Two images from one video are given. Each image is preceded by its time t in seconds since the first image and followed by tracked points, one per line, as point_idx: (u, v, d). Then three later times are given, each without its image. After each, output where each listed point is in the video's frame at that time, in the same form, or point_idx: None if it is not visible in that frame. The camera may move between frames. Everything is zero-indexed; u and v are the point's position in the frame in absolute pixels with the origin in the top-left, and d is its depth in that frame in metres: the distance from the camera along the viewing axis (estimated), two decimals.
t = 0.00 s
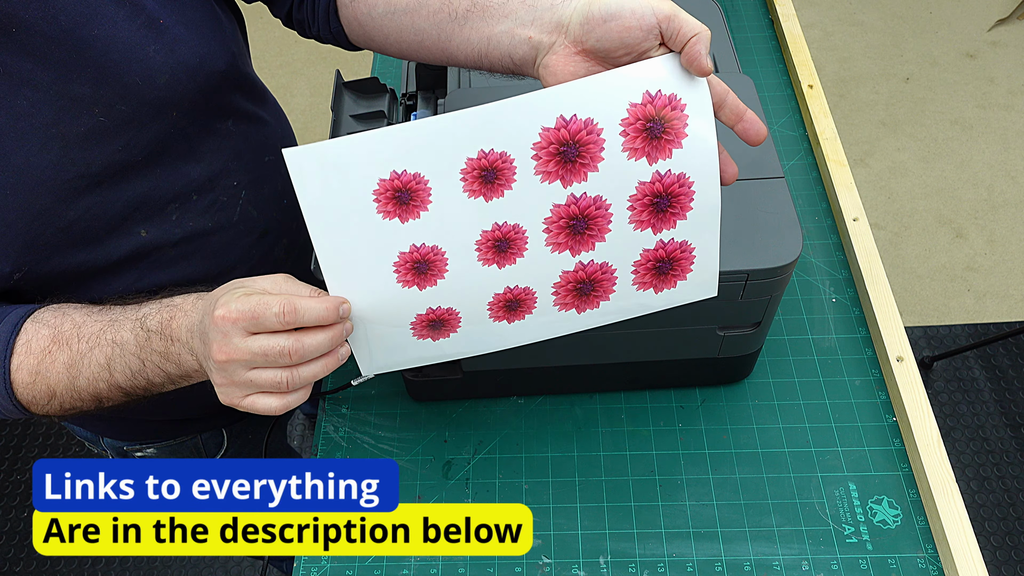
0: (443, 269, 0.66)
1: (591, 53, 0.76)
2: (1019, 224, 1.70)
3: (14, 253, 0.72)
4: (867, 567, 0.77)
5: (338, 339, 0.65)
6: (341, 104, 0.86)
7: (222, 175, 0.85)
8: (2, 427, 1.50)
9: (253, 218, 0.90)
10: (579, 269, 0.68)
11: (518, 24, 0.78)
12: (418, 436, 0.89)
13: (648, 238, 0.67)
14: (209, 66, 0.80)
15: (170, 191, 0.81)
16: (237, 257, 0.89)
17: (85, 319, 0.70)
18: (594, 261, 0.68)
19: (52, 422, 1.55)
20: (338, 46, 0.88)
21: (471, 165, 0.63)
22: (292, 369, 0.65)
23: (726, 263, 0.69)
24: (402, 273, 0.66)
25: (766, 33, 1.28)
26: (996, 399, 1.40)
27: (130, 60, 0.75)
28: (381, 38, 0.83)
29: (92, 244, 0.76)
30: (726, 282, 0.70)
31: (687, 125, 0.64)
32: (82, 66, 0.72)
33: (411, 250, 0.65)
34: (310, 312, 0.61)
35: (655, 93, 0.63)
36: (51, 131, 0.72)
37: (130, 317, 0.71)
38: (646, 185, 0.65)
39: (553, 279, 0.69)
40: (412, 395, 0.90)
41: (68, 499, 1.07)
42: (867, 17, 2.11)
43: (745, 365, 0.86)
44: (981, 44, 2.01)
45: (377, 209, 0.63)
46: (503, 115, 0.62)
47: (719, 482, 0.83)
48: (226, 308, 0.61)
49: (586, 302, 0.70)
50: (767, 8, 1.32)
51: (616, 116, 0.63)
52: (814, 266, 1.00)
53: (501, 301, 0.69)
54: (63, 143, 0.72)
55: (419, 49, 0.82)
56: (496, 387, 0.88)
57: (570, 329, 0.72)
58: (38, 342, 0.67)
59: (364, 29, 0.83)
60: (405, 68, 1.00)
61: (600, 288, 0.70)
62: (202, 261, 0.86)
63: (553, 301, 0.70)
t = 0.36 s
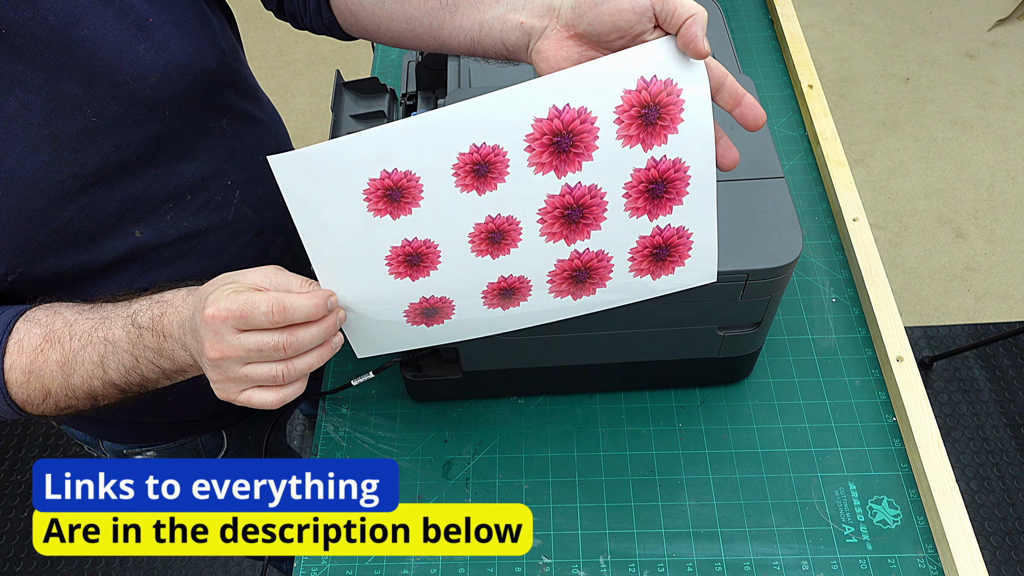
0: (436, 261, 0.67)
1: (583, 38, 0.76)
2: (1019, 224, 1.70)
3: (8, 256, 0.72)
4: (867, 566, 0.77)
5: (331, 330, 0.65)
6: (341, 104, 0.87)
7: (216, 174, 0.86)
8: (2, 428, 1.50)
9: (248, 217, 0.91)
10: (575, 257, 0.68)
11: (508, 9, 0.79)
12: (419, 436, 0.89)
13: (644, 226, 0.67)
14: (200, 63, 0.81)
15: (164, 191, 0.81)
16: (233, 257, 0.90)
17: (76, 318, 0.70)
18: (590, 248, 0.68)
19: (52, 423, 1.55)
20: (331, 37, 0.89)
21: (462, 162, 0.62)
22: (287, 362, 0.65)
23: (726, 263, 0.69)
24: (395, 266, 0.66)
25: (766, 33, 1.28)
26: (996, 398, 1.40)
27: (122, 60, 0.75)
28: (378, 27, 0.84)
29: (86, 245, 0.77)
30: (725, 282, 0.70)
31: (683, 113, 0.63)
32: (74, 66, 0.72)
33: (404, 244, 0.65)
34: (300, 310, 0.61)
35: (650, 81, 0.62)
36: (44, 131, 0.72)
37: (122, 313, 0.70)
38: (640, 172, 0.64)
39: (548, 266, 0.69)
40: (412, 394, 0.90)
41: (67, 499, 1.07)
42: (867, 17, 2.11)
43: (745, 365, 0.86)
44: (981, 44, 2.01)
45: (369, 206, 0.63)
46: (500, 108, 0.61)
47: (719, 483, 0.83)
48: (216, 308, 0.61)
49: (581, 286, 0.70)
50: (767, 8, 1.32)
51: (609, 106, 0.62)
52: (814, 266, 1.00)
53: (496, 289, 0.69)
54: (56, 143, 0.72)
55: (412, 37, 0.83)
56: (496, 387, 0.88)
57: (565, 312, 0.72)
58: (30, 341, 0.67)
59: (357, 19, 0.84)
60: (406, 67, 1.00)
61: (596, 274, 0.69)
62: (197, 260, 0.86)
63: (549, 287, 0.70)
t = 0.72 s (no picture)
0: (449, 264, 0.66)
1: None
2: (1019, 223, 1.70)
3: (17, 246, 0.70)
4: (867, 566, 0.77)
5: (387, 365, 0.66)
6: (341, 104, 0.87)
7: (216, 166, 0.85)
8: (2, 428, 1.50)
9: (249, 210, 0.90)
10: (591, 209, 0.64)
11: None
12: (418, 436, 0.89)
13: (655, 149, 0.62)
14: (200, 53, 0.79)
15: (165, 181, 0.80)
16: (234, 248, 0.89)
17: (107, 327, 0.66)
18: (604, 195, 0.63)
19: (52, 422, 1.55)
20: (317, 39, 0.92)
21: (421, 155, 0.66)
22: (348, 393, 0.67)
23: (727, 262, 0.69)
24: (413, 282, 0.66)
25: (766, 34, 1.28)
26: (996, 399, 1.40)
27: (127, 54, 0.74)
28: (366, 23, 0.86)
29: (88, 236, 0.76)
30: (726, 283, 0.70)
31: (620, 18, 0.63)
32: (77, 55, 0.72)
33: (410, 255, 0.66)
34: (361, 363, 0.62)
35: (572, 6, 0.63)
36: (49, 122, 0.71)
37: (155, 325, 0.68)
38: (607, 91, 0.63)
39: (571, 240, 0.64)
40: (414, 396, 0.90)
41: (68, 499, 1.06)
42: (867, 17, 2.11)
43: (745, 364, 0.86)
44: (981, 44, 2.01)
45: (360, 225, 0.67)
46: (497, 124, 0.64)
47: (719, 483, 0.83)
48: (278, 361, 0.61)
49: (623, 248, 0.64)
50: (767, 8, 1.32)
51: (535, 43, 0.64)
52: (814, 266, 1.00)
53: (530, 276, 0.65)
54: (60, 134, 0.72)
55: (374, 30, 0.85)
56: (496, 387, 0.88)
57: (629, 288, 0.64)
58: (58, 348, 0.63)
59: (332, 20, 0.87)
60: (406, 64, 0.97)
61: (631, 227, 0.63)
62: (198, 251, 0.85)
63: (591, 263, 0.64)
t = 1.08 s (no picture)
0: (489, 236, 0.70)
1: None
2: (1019, 223, 1.70)
3: (66, 251, 0.73)
4: (867, 566, 0.77)
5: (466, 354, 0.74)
6: (341, 104, 0.87)
7: (228, 149, 0.88)
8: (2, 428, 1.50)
9: (265, 187, 0.92)
10: (577, 111, 0.65)
11: None
12: (419, 436, 0.89)
13: (606, 28, 0.64)
14: (201, 38, 0.84)
15: (185, 170, 0.83)
16: (254, 232, 0.91)
17: (165, 359, 0.69)
18: (578, 96, 0.65)
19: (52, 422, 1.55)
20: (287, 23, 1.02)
21: (435, 157, 0.75)
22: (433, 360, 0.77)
23: (726, 263, 0.69)
24: (466, 266, 0.72)
25: (766, 34, 1.28)
26: (996, 399, 1.40)
27: (134, 45, 0.78)
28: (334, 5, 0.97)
29: (118, 231, 0.78)
30: (726, 283, 0.70)
31: None
32: (87, 55, 0.75)
33: (458, 241, 0.72)
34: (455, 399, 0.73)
35: None
36: (70, 123, 0.73)
37: (215, 355, 0.71)
38: (544, 10, 0.67)
39: (572, 157, 0.66)
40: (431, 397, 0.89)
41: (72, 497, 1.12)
42: (867, 16, 2.11)
43: (744, 365, 0.86)
44: (981, 44, 2.01)
45: (407, 239, 0.75)
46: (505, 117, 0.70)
47: (719, 482, 0.83)
48: (386, 415, 0.74)
49: (622, 135, 0.63)
50: (767, 7, 1.32)
51: (473, 14, 0.71)
52: (814, 267, 1.00)
53: (552, 205, 0.66)
54: (82, 135, 0.74)
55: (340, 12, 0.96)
56: (498, 387, 0.88)
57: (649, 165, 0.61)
58: (122, 384, 0.67)
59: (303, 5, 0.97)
60: (407, 65, 0.96)
61: (620, 112, 0.63)
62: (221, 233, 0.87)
63: (598, 165, 0.64)
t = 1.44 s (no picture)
0: (531, 225, 0.73)
1: None
2: (1019, 223, 1.70)
3: (103, 267, 0.73)
4: (867, 566, 0.77)
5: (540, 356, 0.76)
6: (341, 104, 0.87)
7: (237, 148, 0.89)
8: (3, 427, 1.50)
9: (272, 182, 0.95)
10: (584, 87, 0.71)
11: None
12: (419, 436, 0.89)
13: (591, 8, 0.70)
14: (195, 35, 0.84)
15: (198, 172, 0.84)
16: (268, 225, 0.93)
17: (227, 377, 0.70)
18: (581, 74, 0.71)
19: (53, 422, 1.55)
20: None
21: (457, 169, 0.76)
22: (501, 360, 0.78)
23: (727, 263, 0.69)
24: (512, 258, 0.74)
25: (766, 33, 1.28)
26: (996, 399, 1.40)
27: (136, 51, 0.78)
28: None
29: (143, 240, 0.78)
30: (726, 283, 0.70)
31: None
32: (92, 66, 0.74)
33: (503, 234, 0.75)
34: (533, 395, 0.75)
35: None
36: (85, 138, 0.73)
37: (280, 368, 0.72)
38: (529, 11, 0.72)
39: (589, 130, 0.71)
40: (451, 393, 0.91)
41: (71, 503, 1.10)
42: (867, 16, 2.11)
43: (745, 365, 0.86)
44: (981, 44, 2.01)
45: (447, 252, 0.76)
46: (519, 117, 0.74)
47: (719, 482, 0.83)
48: (465, 410, 0.74)
49: (630, 96, 0.69)
50: (767, 7, 1.32)
51: (464, 33, 0.74)
52: (814, 266, 1.00)
53: (581, 175, 0.71)
54: (98, 148, 0.74)
55: None
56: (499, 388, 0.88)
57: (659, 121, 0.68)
58: (185, 405, 0.67)
59: None
60: (407, 64, 0.96)
61: (622, 76, 0.69)
62: (238, 232, 0.89)
63: (615, 129, 0.70)
